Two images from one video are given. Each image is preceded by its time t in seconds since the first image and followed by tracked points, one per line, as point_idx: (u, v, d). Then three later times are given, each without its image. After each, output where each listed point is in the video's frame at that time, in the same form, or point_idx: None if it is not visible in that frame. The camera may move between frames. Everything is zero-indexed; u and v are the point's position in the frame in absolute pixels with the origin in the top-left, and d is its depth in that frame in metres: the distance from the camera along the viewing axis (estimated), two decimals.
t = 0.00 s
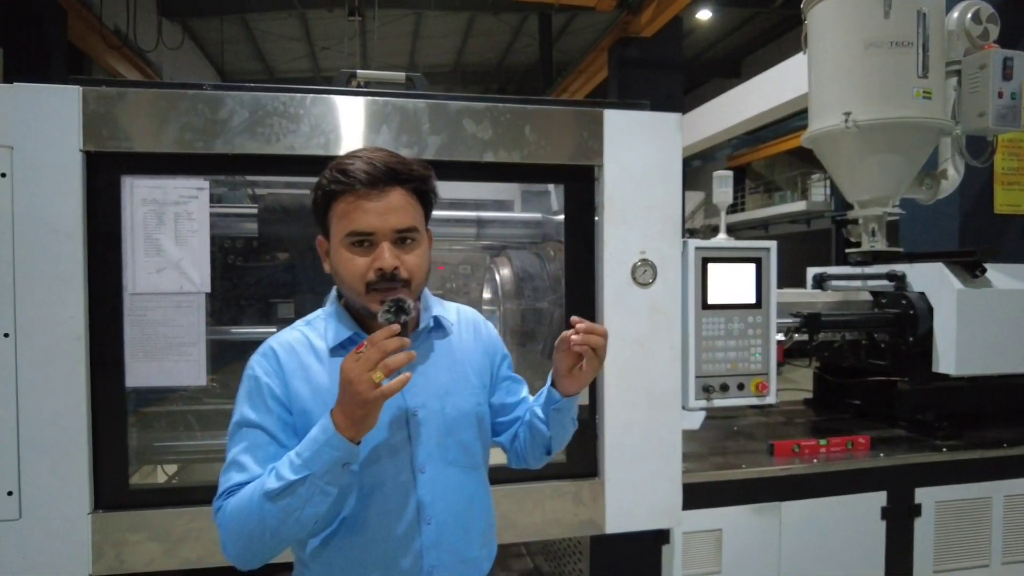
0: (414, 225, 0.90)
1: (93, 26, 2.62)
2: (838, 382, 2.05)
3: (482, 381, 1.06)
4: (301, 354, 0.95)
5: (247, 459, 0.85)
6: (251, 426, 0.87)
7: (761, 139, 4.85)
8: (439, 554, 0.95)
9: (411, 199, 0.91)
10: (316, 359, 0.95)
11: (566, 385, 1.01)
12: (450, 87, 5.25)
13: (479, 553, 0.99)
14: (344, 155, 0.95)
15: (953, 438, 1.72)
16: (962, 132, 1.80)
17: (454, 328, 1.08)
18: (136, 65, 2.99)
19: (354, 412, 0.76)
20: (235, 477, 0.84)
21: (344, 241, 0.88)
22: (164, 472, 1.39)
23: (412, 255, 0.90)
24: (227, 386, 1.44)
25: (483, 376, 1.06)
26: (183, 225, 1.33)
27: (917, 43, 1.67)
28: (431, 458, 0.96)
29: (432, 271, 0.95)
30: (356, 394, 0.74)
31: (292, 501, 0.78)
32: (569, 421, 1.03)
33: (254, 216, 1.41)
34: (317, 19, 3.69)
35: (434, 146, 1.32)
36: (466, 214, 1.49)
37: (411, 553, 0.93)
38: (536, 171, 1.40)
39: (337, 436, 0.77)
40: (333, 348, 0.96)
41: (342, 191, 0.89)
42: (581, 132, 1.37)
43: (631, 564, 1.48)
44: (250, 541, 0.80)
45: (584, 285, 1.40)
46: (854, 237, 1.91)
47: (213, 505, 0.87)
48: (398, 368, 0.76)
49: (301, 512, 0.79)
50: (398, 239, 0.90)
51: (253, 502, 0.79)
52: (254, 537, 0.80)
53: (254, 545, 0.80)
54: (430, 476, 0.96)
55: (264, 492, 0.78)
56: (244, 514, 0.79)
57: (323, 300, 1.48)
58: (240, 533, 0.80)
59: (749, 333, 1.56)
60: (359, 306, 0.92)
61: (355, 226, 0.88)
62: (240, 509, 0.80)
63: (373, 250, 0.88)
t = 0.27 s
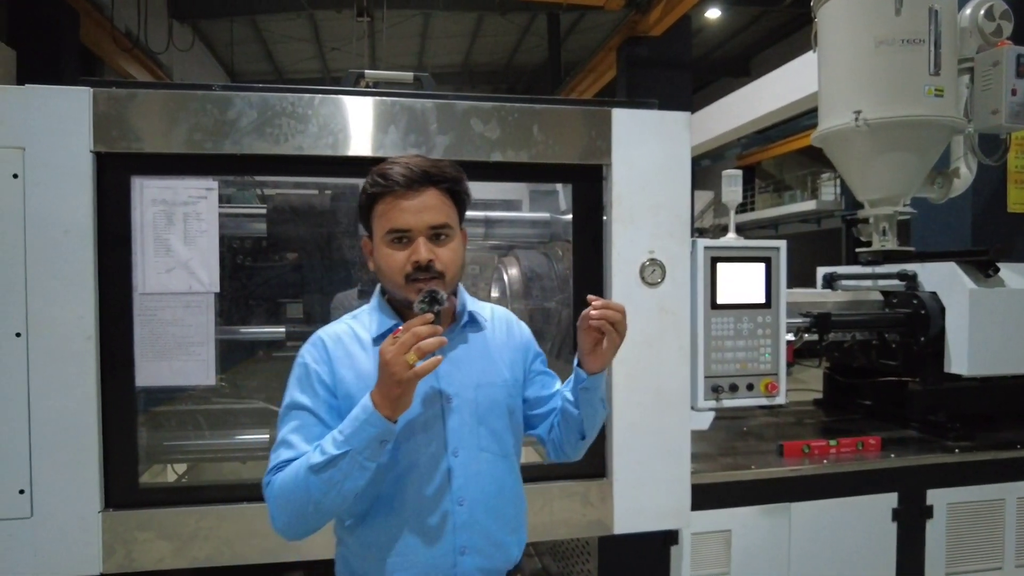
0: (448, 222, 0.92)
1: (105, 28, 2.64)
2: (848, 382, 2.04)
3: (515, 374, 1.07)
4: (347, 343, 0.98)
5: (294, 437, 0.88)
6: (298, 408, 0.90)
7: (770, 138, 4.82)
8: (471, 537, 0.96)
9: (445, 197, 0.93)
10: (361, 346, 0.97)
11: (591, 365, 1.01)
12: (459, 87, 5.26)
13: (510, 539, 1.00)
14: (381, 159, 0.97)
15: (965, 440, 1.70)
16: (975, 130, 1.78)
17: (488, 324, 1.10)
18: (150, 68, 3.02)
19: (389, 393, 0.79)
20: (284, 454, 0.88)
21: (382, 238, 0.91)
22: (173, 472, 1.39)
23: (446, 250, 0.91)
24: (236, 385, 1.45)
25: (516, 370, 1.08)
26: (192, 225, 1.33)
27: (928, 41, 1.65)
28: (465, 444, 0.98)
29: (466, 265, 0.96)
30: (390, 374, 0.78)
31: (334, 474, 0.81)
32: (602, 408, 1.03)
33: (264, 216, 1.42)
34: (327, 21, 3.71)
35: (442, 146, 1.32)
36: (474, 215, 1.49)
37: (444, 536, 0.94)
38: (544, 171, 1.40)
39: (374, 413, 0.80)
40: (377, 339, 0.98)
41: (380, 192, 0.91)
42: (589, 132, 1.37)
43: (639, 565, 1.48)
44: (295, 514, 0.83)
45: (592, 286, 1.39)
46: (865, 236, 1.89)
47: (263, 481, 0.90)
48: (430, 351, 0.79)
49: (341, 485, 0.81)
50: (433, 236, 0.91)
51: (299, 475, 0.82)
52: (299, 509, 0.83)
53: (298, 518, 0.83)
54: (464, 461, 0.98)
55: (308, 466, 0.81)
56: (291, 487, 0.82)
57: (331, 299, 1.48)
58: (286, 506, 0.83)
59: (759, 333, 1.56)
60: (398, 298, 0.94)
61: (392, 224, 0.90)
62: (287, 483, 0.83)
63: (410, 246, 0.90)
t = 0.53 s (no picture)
0: (481, 231, 0.97)
1: (116, 29, 2.66)
2: (859, 384, 2.02)
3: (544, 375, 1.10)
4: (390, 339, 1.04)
5: (339, 424, 0.95)
6: (344, 397, 0.97)
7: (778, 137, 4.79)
8: (496, 525, 1.01)
9: (478, 208, 0.98)
10: (402, 342, 1.03)
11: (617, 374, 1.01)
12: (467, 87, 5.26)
13: (533, 529, 1.04)
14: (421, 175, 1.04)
15: (977, 441, 1.69)
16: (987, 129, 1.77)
17: (521, 325, 1.13)
18: (160, 70, 3.03)
19: (422, 389, 0.84)
20: (330, 437, 0.94)
21: (420, 246, 0.97)
22: (181, 471, 1.40)
23: (478, 257, 0.97)
24: (244, 385, 1.45)
25: (545, 370, 1.11)
26: (200, 225, 1.34)
27: (940, 38, 1.63)
28: (493, 438, 1.03)
29: (498, 271, 1.01)
30: (423, 372, 0.83)
31: (373, 459, 0.87)
32: (631, 416, 1.03)
33: (271, 216, 1.42)
34: (335, 21, 3.72)
35: (450, 146, 1.32)
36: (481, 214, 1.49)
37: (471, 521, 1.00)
38: (552, 170, 1.39)
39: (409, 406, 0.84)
40: (417, 337, 1.04)
41: (418, 204, 0.97)
42: (597, 131, 1.36)
43: (646, 565, 1.47)
44: (338, 493, 0.90)
45: (600, 285, 1.39)
46: (874, 236, 1.88)
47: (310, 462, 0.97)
48: (460, 352, 0.84)
49: (380, 469, 0.87)
50: (467, 244, 0.97)
51: (342, 458, 0.89)
52: (341, 489, 0.89)
53: (340, 497, 0.90)
54: (492, 454, 1.02)
55: (351, 450, 0.88)
56: (335, 468, 0.89)
57: (339, 300, 1.47)
58: (330, 486, 0.90)
59: (768, 333, 1.55)
60: (435, 302, 1.00)
61: (429, 233, 0.96)
62: (331, 464, 0.90)
63: (445, 254, 0.96)
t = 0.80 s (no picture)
0: (502, 237, 1.00)
1: (123, 30, 2.66)
2: (867, 385, 2.01)
3: (555, 378, 1.10)
4: (411, 330, 1.10)
5: (356, 402, 1.03)
6: (365, 377, 1.05)
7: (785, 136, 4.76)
8: (492, 516, 1.03)
9: (502, 214, 1.01)
10: (422, 333, 1.09)
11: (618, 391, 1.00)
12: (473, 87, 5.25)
13: (530, 524, 1.05)
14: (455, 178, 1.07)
15: (987, 442, 1.67)
16: (997, 127, 1.75)
17: (538, 328, 1.14)
18: (168, 71, 3.04)
19: (422, 381, 0.90)
20: (348, 413, 1.03)
21: (444, 247, 1.01)
22: (188, 470, 1.40)
23: (495, 261, 1.00)
24: (250, 385, 1.45)
25: (557, 374, 1.11)
26: (207, 226, 1.34)
27: (949, 36, 1.62)
28: (496, 433, 1.05)
29: (516, 276, 1.04)
30: (422, 367, 0.88)
31: (377, 439, 0.94)
32: (633, 430, 1.03)
33: (277, 216, 1.42)
34: (341, 21, 3.72)
35: (456, 146, 1.32)
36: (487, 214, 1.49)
37: (467, 508, 1.03)
38: (558, 170, 1.39)
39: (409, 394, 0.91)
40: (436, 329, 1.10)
41: (446, 207, 1.01)
42: (603, 131, 1.36)
43: (653, 566, 1.47)
44: (347, 464, 0.98)
45: (607, 286, 1.39)
46: (882, 236, 1.87)
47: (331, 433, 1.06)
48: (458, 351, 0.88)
49: (382, 447, 0.94)
50: (486, 248, 1.00)
51: (352, 433, 0.97)
52: (349, 461, 0.97)
53: (348, 468, 0.98)
54: (494, 448, 1.05)
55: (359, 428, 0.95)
56: (345, 441, 0.97)
57: (345, 299, 1.47)
58: (340, 457, 0.98)
59: (775, 334, 1.54)
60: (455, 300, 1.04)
61: (452, 235, 1.00)
62: (343, 438, 0.98)
63: (465, 256, 1.00)
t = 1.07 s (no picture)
0: (495, 235, 1.02)
1: (130, 32, 2.67)
2: (872, 385, 2.02)
3: (545, 376, 1.11)
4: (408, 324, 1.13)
5: (352, 391, 1.06)
6: (363, 368, 1.09)
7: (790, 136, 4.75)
8: (479, 508, 1.03)
9: (496, 213, 1.03)
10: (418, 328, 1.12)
11: (605, 392, 1.00)
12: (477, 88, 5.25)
13: (516, 517, 1.05)
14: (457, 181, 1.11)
15: (993, 443, 1.66)
16: (1004, 127, 1.75)
17: (531, 327, 1.15)
18: (174, 73, 3.05)
19: (410, 369, 0.93)
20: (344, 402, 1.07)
21: (439, 242, 1.04)
22: (195, 469, 1.39)
23: (488, 258, 1.02)
24: (256, 384, 1.46)
25: (547, 371, 1.12)
26: (214, 226, 1.35)
27: (956, 36, 1.61)
28: (485, 426, 1.06)
29: (509, 274, 1.05)
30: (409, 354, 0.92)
31: (368, 425, 0.97)
32: (618, 431, 1.04)
33: (284, 217, 1.43)
34: (346, 22, 3.72)
35: (461, 147, 1.32)
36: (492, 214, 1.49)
37: (454, 499, 1.03)
38: (563, 171, 1.39)
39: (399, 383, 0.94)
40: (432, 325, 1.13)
41: (444, 205, 1.05)
42: (608, 131, 1.36)
43: (657, 565, 1.47)
44: (340, 450, 1.01)
45: (612, 285, 1.39)
46: (888, 236, 1.87)
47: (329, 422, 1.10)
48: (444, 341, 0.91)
49: (372, 434, 0.97)
50: (479, 245, 1.03)
51: (345, 419, 1.00)
52: (342, 446, 1.00)
53: (341, 454, 1.01)
54: (482, 441, 1.06)
55: (352, 414, 0.99)
56: (338, 428, 1.00)
57: (351, 299, 1.48)
58: (334, 443, 1.01)
59: (780, 334, 1.54)
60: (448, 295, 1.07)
61: (447, 231, 1.03)
62: (338, 424, 1.02)
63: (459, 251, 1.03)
